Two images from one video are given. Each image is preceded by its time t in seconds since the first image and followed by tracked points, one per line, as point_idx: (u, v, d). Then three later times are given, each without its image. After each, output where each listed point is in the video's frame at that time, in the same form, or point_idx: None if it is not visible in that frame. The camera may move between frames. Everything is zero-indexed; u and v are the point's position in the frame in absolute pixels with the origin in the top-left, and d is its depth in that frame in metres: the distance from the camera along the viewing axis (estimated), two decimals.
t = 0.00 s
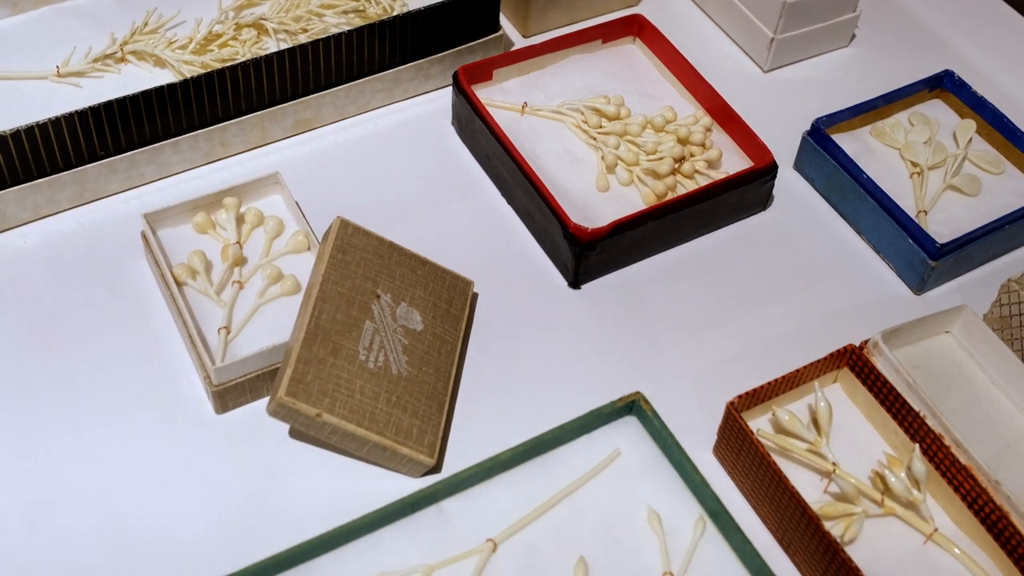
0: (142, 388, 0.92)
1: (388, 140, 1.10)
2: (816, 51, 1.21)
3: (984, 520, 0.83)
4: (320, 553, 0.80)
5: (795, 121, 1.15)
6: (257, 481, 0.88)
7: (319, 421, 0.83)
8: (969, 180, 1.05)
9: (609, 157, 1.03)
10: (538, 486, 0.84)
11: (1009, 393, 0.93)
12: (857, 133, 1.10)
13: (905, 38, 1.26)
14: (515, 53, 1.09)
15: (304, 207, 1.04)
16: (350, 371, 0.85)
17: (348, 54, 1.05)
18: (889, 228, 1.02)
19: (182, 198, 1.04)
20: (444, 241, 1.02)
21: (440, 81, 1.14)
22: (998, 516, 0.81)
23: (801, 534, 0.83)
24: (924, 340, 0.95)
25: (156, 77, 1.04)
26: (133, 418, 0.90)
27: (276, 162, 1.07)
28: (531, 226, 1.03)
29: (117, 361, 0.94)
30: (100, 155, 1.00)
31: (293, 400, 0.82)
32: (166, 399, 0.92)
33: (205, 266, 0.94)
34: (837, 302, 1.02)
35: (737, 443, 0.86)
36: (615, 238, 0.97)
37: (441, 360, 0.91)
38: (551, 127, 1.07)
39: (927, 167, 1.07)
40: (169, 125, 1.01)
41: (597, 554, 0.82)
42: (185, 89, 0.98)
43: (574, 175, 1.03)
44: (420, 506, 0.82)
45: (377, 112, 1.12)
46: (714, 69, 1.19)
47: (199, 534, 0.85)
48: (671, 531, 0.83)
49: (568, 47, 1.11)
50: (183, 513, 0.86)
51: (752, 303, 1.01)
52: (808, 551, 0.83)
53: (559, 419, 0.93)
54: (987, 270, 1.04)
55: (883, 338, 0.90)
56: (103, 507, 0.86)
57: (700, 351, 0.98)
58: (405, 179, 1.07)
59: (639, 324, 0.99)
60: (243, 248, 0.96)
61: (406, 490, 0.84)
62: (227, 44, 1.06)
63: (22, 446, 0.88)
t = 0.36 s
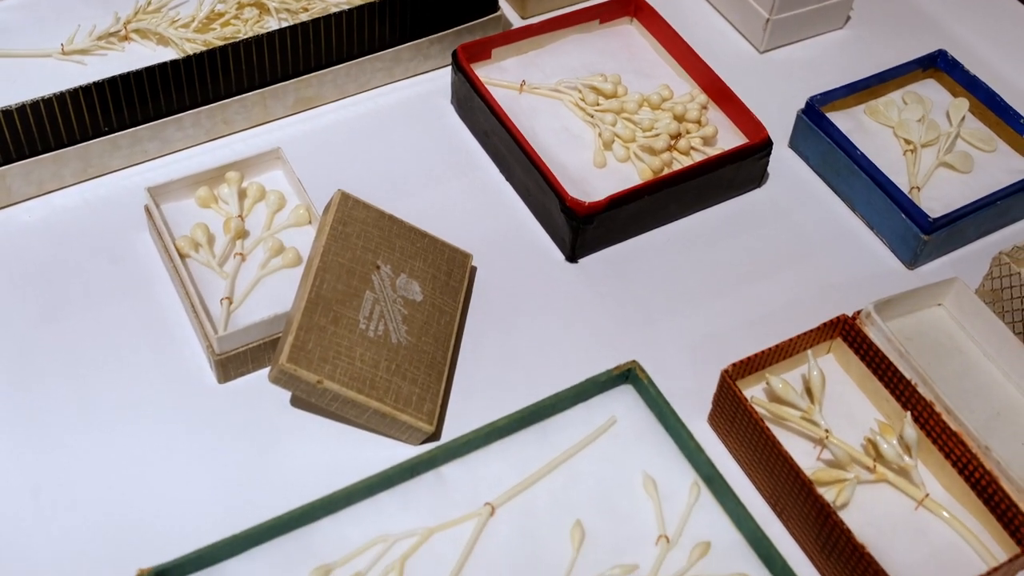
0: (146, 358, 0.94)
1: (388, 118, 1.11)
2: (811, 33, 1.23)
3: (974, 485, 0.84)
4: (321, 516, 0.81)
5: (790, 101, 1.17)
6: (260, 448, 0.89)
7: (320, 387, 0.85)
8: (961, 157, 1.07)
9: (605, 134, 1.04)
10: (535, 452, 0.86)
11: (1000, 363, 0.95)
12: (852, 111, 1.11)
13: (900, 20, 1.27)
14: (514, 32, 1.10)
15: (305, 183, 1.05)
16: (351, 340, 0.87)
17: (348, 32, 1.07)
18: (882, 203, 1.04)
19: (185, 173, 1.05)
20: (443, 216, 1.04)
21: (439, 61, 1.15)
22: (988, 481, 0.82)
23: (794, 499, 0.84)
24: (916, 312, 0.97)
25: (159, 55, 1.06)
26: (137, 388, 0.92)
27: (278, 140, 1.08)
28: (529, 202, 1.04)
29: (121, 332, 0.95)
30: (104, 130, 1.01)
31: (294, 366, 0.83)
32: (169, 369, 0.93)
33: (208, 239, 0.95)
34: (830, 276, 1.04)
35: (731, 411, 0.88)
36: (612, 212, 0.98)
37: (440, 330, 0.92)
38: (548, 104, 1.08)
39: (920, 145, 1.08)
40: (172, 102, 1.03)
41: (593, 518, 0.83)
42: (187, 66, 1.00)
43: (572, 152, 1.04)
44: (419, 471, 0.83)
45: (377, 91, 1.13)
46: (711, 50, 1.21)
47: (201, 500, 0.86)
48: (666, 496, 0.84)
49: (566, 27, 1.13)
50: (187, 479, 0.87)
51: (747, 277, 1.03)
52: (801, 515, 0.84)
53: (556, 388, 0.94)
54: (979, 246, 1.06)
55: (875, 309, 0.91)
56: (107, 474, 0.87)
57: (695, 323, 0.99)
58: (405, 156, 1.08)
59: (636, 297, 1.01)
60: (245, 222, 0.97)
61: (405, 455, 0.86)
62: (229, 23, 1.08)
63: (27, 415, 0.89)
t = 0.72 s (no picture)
0: (152, 325, 0.95)
1: (390, 94, 1.12)
2: (810, 12, 1.24)
3: (969, 449, 0.85)
4: (324, 478, 0.82)
5: (789, 78, 1.18)
6: (264, 413, 0.91)
7: (323, 352, 0.86)
8: (957, 133, 1.08)
9: (605, 108, 1.05)
10: (536, 416, 0.87)
11: (995, 333, 0.96)
12: (849, 88, 1.12)
13: None
14: (515, 9, 1.12)
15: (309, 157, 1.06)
16: (353, 306, 0.88)
17: (351, 9, 1.10)
18: (879, 177, 1.05)
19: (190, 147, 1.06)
20: (445, 189, 1.05)
21: (441, 38, 1.16)
22: (982, 445, 0.84)
23: (791, 462, 0.85)
24: (912, 282, 0.98)
25: (163, 30, 1.07)
26: (142, 356, 0.93)
27: (281, 114, 1.09)
28: (530, 175, 1.06)
29: (127, 301, 0.96)
30: (110, 104, 1.03)
31: (298, 331, 0.84)
32: (173, 336, 0.94)
33: (212, 210, 0.96)
34: (828, 249, 1.05)
35: (729, 377, 0.89)
36: (611, 184, 0.99)
37: (441, 299, 0.93)
38: (549, 80, 1.09)
39: (917, 120, 1.09)
40: (177, 77, 1.05)
41: (592, 480, 0.84)
42: (192, 40, 1.02)
43: (572, 125, 1.05)
44: (421, 434, 0.84)
45: (379, 68, 1.15)
46: (710, 28, 1.22)
47: (206, 465, 0.87)
48: (665, 459, 0.85)
49: (567, 4, 1.14)
50: (192, 444, 0.88)
51: (745, 250, 1.04)
52: (798, 478, 0.85)
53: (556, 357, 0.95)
54: (975, 220, 1.07)
55: (871, 278, 0.92)
56: (113, 439, 0.88)
57: (694, 294, 1.00)
58: (407, 131, 1.09)
59: (635, 268, 1.02)
60: (249, 193, 0.98)
61: (407, 419, 0.87)
62: None
63: (33, 382, 0.91)
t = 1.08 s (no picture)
0: (160, 294, 0.96)
1: (395, 70, 1.14)
2: None
3: (968, 413, 0.86)
4: (332, 440, 0.83)
5: (790, 55, 1.19)
6: (271, 379, 0.92)
7: (331, 317, 0.87)
8: (957, 107, 1.09)
9: (609, 83, 1.06)
10: (540, 380, 0.88)
11: (994, 301, 0.97)
12: (850, 64, 1.13)
13: None
14: None
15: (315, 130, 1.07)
16: (360, 272, 0.89)
17: None
18: (879, 151, 1.06)
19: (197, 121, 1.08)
20: (450, 162, 1.06)
21: (445, 15, 1.18)
22: (981, 408, 0.85)
23: (793, 426, 0.86)
24: (912, 252, 0.99)
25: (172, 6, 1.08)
26: (151, 323, 0.94)
27: (288, 89, 1.11)
28: (534, 148, 1.07)
29: (135, 270, 0.97)
30: (119, 78, 1.04)
31: (306, 296, 0.85)
32: (182, 304, 0.95)
33: (220, 180, 0.97)
34: (828, 221, 1.06)
35: (731, 342, 0.90)
36: (614, 156, 1.00)
37: (447, 267, 0.94)
38: (553, 55, 1.10)
39: (916, 96, 1.10)
40: (185, 51, 1.06)
41: (596, 443, 0.86)
42: (200, 15, 1.04)
43: (576, 99, 1.07)
44: (427, 397, 0.85)
45: (385, 44, 1.16)
46: (711, 7, 1.23)
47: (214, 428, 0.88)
48: (668, 423, 0.86)
49: None
50: (201, 408, 0.89)
51: (746, 222, 1.05)
52: (799, 441, 0.86)
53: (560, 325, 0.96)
54: (973, 193, 1.08)
55: (871, 246, 0.94)
56: (122, 403, 0.89)
57: (696, 264, 1.02)
58: (412, 105, 1.11)
59: (638, 240, 1.03)
60: (256, 164, 1.00)
61: (413, 383, 0.88)
62: None
63: (44, 349, 0.92)
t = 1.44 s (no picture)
0: (171, 266, 0.98)
1: (401, 50, 1.15)
2: None
3: (965, 380, 0.88)
4: (341, 405, 0.85)
5: (789, 37, 1.21)
6: (281, 347, 0.93)
7: (339, 286, 0.88)
8: (954, 86, 1.11)
9: (611, 61, 1.08)
10: (545, 348, 0.90)
11: (991, 273, 0.99)
12: (848, 45, 1.15)
13: None
14: None
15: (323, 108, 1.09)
16: (368, 243, 0.91)
17: None
18: (877, 128, 1.08)
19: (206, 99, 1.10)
20: (455, 139, 1.08)
21: None
22: (978, 374, 0.86)
23: (792, 392, 0.88)
24: (909, 226, 1.01)
25: None
26: (162, 294, 0.96)
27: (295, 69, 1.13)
28: (538, 126, 1.09)
29: (146, 243, 0.99)
30: (129, 55, 1.06)
31: (315, 265, 0.87)
32: (192, 276, 0.97)
33: (230, 154, 0.99)
34: (827, 197, 1.08)
35: (732, 311, 0.92)
36: (617, 132, 1.02)
37: (453, 239, 0.96)
38: (556, 36, 1.12)
39: (914, 75, 1.12)
40: (195, 30, 1.08)
41: (600, 408, 0.87)
42: None
43: (579, 77, 1.08)
44: (434, 364, 0.87)
45: (391, 25, 1.18)
46: None
47: (225, 395, 0.90)
48: (670, 389, 0.88)
49: None
50: (212, 376, 0.91)
51: (747, 198, 1.07)
52: (799, 407, 0.88)
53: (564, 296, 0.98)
54: (970, 170, 1.10)
55: (870, 218, 0.95)
56: (134, 371, 0.91)
57: (697, 238, 1.03)
58: (418, 84, 1.12)
59: (640, 215, 1.05)
60: (265, 139, 1.01)
61: (420, 351, 0.89)
62: None
63: (57, 319, 0.93)
